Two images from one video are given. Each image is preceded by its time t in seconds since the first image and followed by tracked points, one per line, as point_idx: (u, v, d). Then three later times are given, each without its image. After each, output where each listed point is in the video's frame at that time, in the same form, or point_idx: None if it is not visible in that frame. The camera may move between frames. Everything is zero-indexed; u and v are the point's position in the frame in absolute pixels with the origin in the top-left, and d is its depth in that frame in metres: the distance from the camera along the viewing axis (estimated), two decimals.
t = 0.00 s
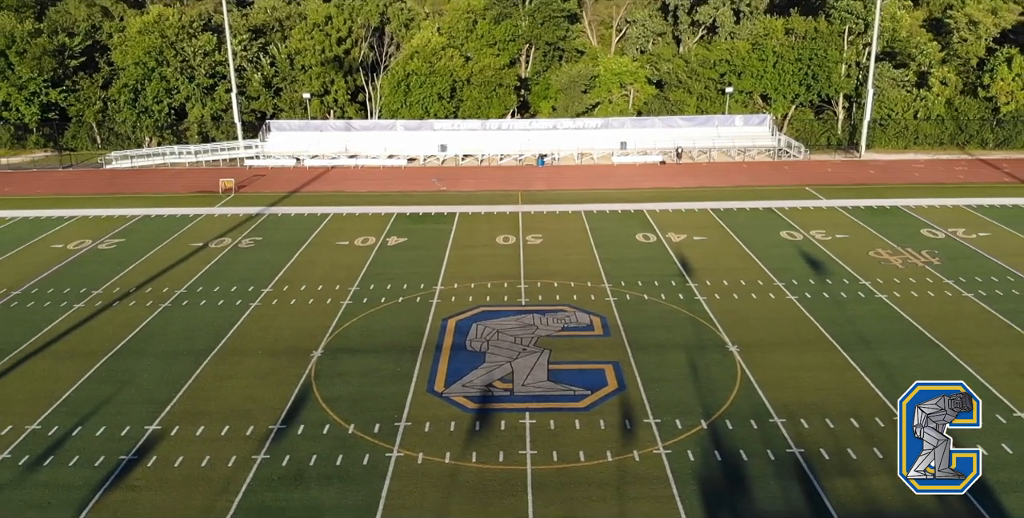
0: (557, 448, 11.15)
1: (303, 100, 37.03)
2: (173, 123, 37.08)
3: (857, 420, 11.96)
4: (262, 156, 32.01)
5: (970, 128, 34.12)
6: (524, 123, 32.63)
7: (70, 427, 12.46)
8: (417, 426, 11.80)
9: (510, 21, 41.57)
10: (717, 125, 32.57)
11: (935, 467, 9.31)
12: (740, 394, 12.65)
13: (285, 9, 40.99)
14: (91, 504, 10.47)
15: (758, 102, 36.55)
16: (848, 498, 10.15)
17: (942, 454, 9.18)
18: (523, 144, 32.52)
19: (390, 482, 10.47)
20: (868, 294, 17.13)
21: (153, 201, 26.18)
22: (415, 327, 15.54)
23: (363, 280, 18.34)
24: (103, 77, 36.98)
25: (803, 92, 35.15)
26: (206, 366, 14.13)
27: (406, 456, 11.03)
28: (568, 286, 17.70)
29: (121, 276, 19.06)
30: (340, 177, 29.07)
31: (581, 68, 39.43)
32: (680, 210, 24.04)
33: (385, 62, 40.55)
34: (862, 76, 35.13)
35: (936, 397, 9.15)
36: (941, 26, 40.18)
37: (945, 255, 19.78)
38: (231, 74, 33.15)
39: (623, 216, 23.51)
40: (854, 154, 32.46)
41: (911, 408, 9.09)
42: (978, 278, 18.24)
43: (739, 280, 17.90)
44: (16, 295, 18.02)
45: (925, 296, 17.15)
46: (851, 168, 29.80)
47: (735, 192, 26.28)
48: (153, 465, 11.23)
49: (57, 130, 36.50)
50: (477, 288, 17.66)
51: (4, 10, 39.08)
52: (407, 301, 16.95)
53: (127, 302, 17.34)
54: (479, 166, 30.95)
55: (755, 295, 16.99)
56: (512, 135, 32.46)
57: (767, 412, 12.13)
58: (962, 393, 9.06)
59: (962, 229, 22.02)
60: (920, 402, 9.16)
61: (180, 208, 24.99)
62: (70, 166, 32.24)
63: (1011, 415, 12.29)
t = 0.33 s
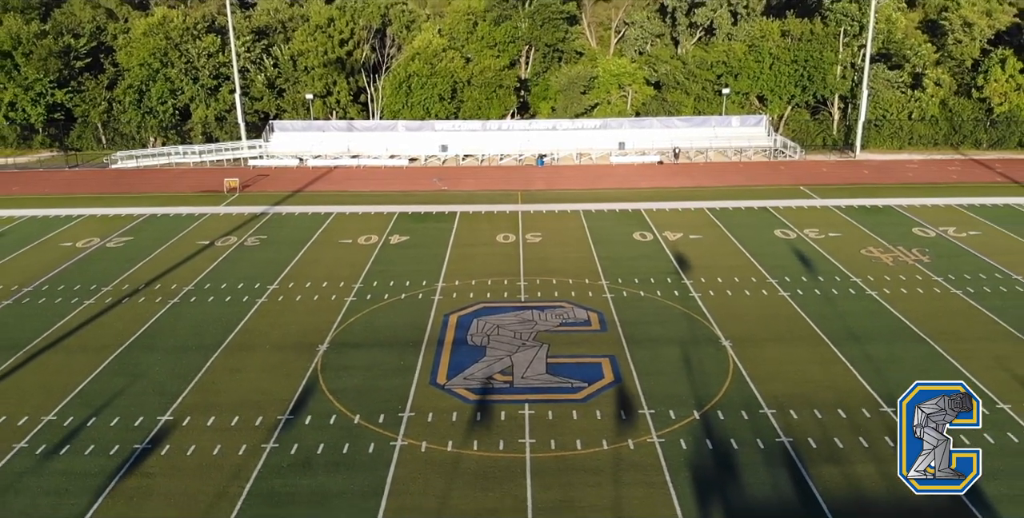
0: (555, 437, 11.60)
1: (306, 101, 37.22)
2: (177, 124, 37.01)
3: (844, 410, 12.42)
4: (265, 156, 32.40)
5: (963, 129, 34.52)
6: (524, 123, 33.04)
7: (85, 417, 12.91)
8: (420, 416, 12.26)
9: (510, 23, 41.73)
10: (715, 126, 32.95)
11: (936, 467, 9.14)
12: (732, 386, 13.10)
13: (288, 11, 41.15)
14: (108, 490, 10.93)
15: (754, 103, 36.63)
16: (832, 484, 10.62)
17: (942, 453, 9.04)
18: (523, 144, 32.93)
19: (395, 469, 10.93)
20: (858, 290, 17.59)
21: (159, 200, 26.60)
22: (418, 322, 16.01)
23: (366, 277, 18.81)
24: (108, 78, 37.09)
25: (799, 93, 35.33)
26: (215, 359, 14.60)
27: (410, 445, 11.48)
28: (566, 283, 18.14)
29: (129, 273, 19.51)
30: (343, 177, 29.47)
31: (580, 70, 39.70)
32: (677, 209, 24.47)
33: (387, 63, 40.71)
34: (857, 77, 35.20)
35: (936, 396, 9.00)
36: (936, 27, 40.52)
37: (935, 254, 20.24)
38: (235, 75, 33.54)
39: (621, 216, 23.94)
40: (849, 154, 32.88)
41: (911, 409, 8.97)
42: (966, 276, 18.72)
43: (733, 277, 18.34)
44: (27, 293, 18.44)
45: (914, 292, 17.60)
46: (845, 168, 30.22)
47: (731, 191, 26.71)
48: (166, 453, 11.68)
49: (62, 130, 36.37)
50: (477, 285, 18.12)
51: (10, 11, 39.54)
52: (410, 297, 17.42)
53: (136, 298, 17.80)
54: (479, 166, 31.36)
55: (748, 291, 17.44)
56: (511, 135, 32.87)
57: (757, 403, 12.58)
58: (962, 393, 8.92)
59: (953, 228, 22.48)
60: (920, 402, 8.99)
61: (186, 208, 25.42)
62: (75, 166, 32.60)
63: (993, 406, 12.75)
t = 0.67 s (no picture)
0: (551, 419, 12.44)
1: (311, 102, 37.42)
2: (185, 124, 37.33)
3: (822, 395, 13.26)
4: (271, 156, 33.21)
5: (952, 130, 35.30)
6: (523, 124, 33.89)
7: (110, 401, 13.75)
8: (425, 400, 13.11)
9: (510, 26, 42.31)
10: (709, 127, 33.80)
11: (935, 467, 9.38)
12: (718, 372, 13.95)
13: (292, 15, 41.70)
14: (136, 466, 11.77)
15: (748, 105, 37.29)
16: (807, 460, 11.47)
17: (942, 453, 9.26)
18: (523, 144, 33.79)
19: (403, 447, 11.77)
20: (842, 285, 18.43)
21: (170, 199, 27.45)
22: (423, 313, 16.87)
23: (372, 272, 19.66)
24: (117, 79, 37.67)
25: (791, 95, 36.16)
26: (231, 348, 15.46)
27: (417, 426, 12.33)
28: (563, 277, 18.99)
29: (145, 269, 20.36)
30: (347, 177, 30.28)
31: (577, 72, 40.64)
32: (671, 207, 25.33)
33: (390, 66, 41.74)
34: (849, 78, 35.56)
35: (936, 396, 9.19)
36: (928, 30, 41.33)
37: (917, 250, 21.10)
38: (242, 77, 34.30)
39: (617, 214, 24.78)
40: (839, 154, 33.75)
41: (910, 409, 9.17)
42: (946, 272, 19.58)
43: (723, 273, 19.18)
44: (48, 289, 19.31)
45: (895, 287, 18.44)
46: (836, 168, 31.06)
47: (724, 191, 27.53)
48: (189, 434, 12.53)
49: (73, 131, 37.06)
50: (478, 279, 18.98)
51: (22, 15, 40.53)
52: (414, 291, 18.28)
53: (153, 292, 18.67)
54: (480, 166, 32.20)
55: (737, 285, 18.28)
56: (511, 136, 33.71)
57: (741, 388, 13.41)
58: (963, 394, 9.10)
59: (937, 226, 23.35)
60: (920, 401, 9.15)
61: (196, 206, 26.28)
62: (87, 166, 33.43)
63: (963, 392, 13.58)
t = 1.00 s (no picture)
0: (547, 395, 13.75)
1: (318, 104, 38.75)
2: (196, 125, 38.53)
3: (794, 375, 14.55)
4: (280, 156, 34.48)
5: (936, 131, 36.63)
6: (522, 126, 35.20)
7: (144, 380, 15.03)
8: (433, 379, 14.41)
9: (509, 31, 43.35)
10: (702, 129, 35.14)
11: (934, 466, 10.87)
12: (700, 355, 15.25)
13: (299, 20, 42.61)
14: (173, 437, 13.07)
15: (739, 107, 38.38)
16: (776, 430, 12.78)
17: (941, 453, 10.79)
18: (522, 145, 35.05)
19: (414, 419, 13.08)
20: (820, 277, 19.73)
21: (185, 197, 28.74)
22: (429, 303, 18.18)
23: (381, 265, 20.98)
24: (131, 82, 38.99)
25: (780, 97, 37.24)
26: (253, 334, 16.77)
27: (426, 402, 13.62)
28: (559, 270, 20.26)
29: (166, 263, 21.64)
30: (354, 176, 31.54)
31: (575, 75, 41.76)
32: (663, 205, 26.62)
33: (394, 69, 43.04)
34: (836, 81, 37.02)
35: (934, 398, 10.89)
36: (915, 33, 42.58)
37: (894, 245, 22.41)
38: (251, 80, 35.57)
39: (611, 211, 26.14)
40: (827, 154, 35.12)
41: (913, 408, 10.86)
42: (919, 265, 20.88)
43: (709, 266, 20.48)
44: (77, 281, 20.60)
45: (870, 278, 19.74)
46: (822, 168, 32.36)
47: (714, 190, 28.82)
48: (219, 409, 13.82)
49: (87, 131, 38.32)
50: (480, 271, 20.28)
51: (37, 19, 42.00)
52: (420, 282, 19.58)
53: (176, 283, 19.97)
54: (481, 166, 33.47)
55: (721, 277, 19.58)
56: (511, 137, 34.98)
57: (721, 369, 14.70)
58: (959, 396, 10.84)
59: (914, 223, 24.66)
60: (920, 403, 10.80)
61: (211, 204, 27.56)
62: (102, 166, 34.74)
63: (925, 372, 14.87)
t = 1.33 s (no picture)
0: (543, 369, 15.64)
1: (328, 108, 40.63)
2: (211, 128, 40.35)
3: (763, 353, 16.42)
4: (292, 157, 36.34)
5: (915, 133, 38.51)
6: (522, 129, 37.10)
7: (186, 357, 16.89)
8: (443, 356, 16.30)
9: (510, 37, 45.02)
10: (692, 131, 37.04)
11: (935, 466, 10.87)
12: (680, 336, 17.13)
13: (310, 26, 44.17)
14: (216, 404, 14.94)
15: (726, 110, 40.00)
16: (742, 398, 14.67)
17: (942, 454, 10.66)
18: (522, 146, 36.92)
19: (427, 390, 14.98)
20: (793, 268, 21.61)
21: (205, 195, 30.60)
22: (437, 291, 20.06)
23: (393, 258, 22.90)
24: (149, 86, 40.71)
25: (767, 102, 39.22)
26: (280, 318, 18.67)
27: (437, 375, 15.53)
28: (556, 263, 22.09)
29: (195, 256, 23.52)
30: (363, 176, 33.40)
31: (572, 80, 43.36)
32: (653, 203, 28.50)
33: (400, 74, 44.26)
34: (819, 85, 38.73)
35: (934, 398, 10.74)
36: (899, 38, 44.43)
37: (865, 240, 24.29)
38: (265, 84, 37.40)
39: (604, 209, 27.94)
40: (811, 155, 37.00)
41: (909, 407, 10.99)
42: (885, 258, 22.78)
43: (692, 259, 22.37)
44: (113, 273, 22.46)
45: (839, 270, 21.63)
46: (805, 168, 34.26)
47: (702, 189, 30.69)
48: (255, 381, 15.70)
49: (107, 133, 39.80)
50: (483, 264, 22.17)
51: (56, 24, 44.23)
52: (429, 273, 21.46)
53: (206, 274, 21.85)
54: (483, 166, 35.33)
55: (703, 269, 21.46)
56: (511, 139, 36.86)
57: (697, 348, 16.58)
58: (960, 394, 10.72)
59: (886, 219, 26.55)
60: (920, 403, 10.69)
61: (231, 202, 29.43)
62: (124, 166, 36.62)
63: (879, 351, 16.76)
